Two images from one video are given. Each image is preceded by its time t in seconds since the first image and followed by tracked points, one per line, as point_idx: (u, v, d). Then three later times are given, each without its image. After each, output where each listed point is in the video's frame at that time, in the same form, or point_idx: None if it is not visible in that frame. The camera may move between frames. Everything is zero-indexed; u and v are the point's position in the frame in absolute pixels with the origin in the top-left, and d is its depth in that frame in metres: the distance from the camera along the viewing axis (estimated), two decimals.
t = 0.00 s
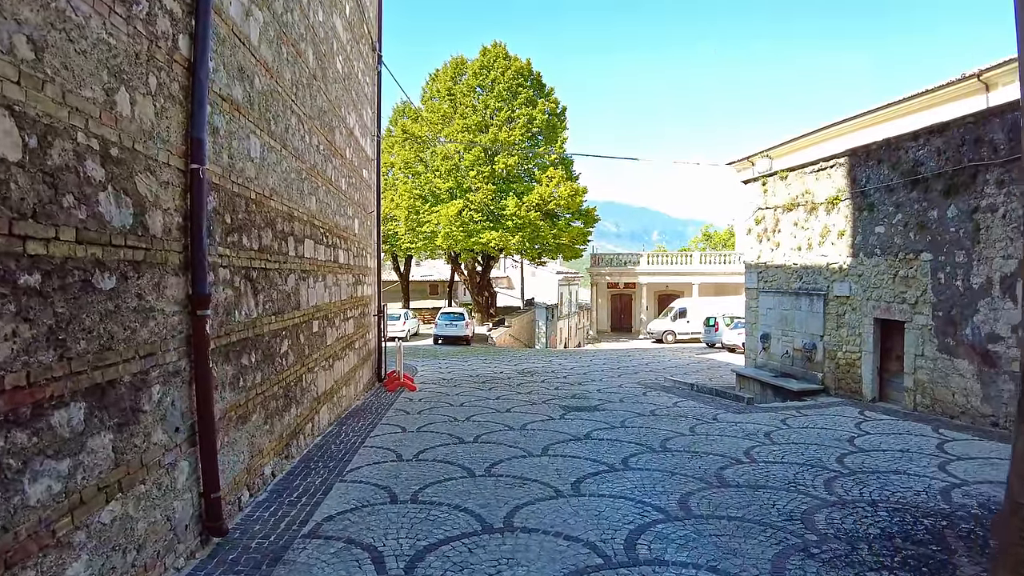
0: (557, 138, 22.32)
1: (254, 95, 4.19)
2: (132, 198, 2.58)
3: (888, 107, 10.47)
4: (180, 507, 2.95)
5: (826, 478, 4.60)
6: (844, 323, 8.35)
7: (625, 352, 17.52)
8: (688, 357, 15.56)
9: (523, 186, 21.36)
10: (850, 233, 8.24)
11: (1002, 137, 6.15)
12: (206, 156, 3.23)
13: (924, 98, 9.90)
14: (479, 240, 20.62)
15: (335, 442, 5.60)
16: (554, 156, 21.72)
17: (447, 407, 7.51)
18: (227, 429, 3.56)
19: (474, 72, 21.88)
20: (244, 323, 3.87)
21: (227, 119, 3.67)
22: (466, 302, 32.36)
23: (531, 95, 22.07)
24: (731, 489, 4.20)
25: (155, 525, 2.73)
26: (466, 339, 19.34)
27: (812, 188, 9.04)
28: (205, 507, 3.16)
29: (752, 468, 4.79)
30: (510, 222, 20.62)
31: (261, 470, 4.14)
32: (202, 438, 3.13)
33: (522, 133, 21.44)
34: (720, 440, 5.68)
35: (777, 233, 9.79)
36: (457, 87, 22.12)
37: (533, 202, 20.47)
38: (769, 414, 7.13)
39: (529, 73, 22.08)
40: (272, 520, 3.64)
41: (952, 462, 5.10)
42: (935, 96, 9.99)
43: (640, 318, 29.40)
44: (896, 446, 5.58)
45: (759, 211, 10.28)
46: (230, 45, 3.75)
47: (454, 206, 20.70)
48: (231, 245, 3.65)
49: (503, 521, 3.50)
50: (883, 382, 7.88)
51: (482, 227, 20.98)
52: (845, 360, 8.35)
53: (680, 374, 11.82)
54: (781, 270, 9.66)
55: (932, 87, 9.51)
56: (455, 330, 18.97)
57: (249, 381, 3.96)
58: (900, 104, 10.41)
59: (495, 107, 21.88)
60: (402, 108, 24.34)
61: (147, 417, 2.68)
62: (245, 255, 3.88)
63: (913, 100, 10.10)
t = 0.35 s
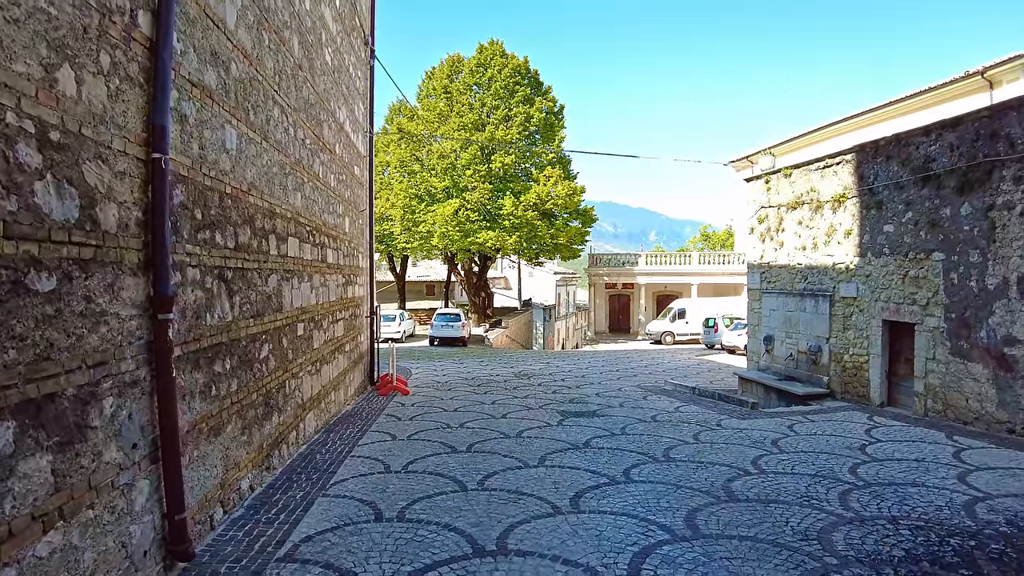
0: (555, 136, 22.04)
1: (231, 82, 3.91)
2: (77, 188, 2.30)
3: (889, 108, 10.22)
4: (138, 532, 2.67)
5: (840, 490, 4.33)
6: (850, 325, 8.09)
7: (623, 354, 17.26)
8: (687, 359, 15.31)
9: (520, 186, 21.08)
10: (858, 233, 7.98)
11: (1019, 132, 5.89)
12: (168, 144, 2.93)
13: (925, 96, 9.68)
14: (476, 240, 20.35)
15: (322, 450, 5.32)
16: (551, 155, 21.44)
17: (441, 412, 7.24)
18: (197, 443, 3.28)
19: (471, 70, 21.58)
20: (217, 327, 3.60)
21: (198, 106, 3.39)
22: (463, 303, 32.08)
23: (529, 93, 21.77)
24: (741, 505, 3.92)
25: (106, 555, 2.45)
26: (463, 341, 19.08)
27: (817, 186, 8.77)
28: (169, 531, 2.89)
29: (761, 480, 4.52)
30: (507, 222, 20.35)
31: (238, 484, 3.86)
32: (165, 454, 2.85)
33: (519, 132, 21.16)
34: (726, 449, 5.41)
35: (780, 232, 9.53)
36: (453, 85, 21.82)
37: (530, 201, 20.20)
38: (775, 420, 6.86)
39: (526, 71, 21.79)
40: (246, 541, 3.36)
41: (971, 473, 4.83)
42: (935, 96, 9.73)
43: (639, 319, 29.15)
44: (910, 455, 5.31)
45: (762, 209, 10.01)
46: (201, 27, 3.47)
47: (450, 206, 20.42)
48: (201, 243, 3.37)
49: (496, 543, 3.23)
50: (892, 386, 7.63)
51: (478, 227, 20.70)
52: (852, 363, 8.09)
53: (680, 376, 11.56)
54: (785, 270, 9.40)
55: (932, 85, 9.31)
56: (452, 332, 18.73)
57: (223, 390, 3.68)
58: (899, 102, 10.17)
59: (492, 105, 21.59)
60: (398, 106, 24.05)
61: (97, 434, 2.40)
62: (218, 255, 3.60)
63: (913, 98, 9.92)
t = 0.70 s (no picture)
0: (547, 135, 21.80)
1: (197, 69, 3.63)
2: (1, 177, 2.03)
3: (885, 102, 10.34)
4: (79, 561, 2.41)
5: (848, 502, 4.09)
6: (850, 326, 7.86)
7: (617, 355, 17.03)
8: (682, 360, 15.08)
9: (512, 185, 20.83)
10: (857, 231, 7.75)
11: None
12: (116, 131, 2.65)
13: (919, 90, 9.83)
14: (468, 240, 20.09)
15: (300, 460, 5.05)
16: (543, 154, 21.20)
17: (428, 417, 6.98)
18: (153, 459, 3.01)
19: (462, 68, 21.30)
20: (179, 331, 3.32)
21: (156, 93, 3.12)
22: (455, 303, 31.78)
23: (521, 91, 21.51)
24: (743, 520, 3.67)
25: None
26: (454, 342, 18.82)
27: (815, 184, 8.54)
28: (117, 557, 2.62)
29: (763, 491, 4.27)
30: (498, 221, 20.10)
31: (203, 501, 3.59)
32: (114, 473, 2.59)
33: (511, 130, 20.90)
34: (725, 457, 5.17)
35: (777, 231, 9.30)
36: (444, 82, 21.53)
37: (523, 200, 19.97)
38: (774, 425, 6.63)
39: (518, 68, 21.53)
40: (208, 564, 3.09)
41: (983, 482, 4.60)
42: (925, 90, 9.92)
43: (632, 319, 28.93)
44: (917, 463, 5.08)
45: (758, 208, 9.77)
46: (160, 6, 3.19)
47: (441, 205, 20.15)
48: (159, 241, 3.10)
49: (479, 566, 2.97)
50: (893, 389, 7.41)
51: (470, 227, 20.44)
52: (852, 366, 7.87)
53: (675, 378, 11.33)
54: (782, 270, 9.17)
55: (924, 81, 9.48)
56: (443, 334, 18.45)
57: (186, 399, 3.41)
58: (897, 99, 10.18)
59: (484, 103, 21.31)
60: (388, 104, 23.75)
61: (26, 453, 2.13)
62: (179, 254, 3.33)
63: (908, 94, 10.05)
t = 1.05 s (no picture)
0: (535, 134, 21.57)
1: (152, 52, 3.35)
2: None
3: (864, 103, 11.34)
4: None
5: (850, 515, 3.86)
6: (844, 327, 7.66)
7: (605, 356, 16.81)
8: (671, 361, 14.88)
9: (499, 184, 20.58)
10: (852, 230, 7.55)
11: None
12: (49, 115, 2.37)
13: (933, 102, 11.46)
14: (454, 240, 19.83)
15: (272, 470, 4.78)
16: (531, 153, 20.97)
17: (409, 422, 6.71)
18: (96, 478, 2.73)
19: (448, 66, 21.02)
20: (130, 336, 3.05)
21: (102, 75, 2.84)
22: (441, 304, 31.47)
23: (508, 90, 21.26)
24: (740, 535, 3.44)
25: None
26: (440, 343, 18.52)
27: (808, 181, 8.33)
28: None
29: (760, 503, 4.04)
30: (485, 221, 19.85)
31: (159, 520, 3.31)
32: (43, 496, 2.31)
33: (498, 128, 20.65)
34: (719, 465, 4.94)
35: (769, 230, 9.10)
36: (430, 80, 21.24)
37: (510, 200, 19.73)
38: (768, 430, 6.41)
39: (505, 67, 21.27)
40: None
41: (989, 491, 4.38)
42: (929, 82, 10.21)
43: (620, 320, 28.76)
44: (918, 471, 4.87)
45: (749, 206, 9.56)
46: None
47: (427, 204, 19.87)
48: (105, 237, 2.82)
49: None
50: (889, 391, 7.21)
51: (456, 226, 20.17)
52: (846, 368, 7.67)
53: (664, 380, 11.11)
54: (774, 270, 8.97)
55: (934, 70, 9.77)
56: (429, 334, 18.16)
57: (139, 410, 3.13)
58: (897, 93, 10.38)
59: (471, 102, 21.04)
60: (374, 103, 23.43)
61: None
62: (130, 252, 3.05)
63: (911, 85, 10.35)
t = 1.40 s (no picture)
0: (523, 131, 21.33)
1: (103, 29, 3.08)
2: None
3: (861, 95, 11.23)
4: None
5: (854, 527, 3.65)
6: (839, 328, 7.46)
7: (594, 357, 16.58)
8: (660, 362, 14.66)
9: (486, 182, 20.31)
10: (847, 228, 7.36)
11: None
12: None
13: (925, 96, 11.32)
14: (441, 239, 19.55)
15: (241, 480, 4.50)
16: (518, 151, 20.72)
17: (390, 427, 6.44)
18: (32, 497, 2.46)
19: (435, 62, 20.72)
20: (74, 339, 2.78)
21: (40, 51, 2.57)
22: (428, 304, 31.12)
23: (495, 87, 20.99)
24: (740, 552, 3.20)
25: None
26: (426, 343, 18.24)
27: (801, 178, 8.13)
28: None
29: (759, 514, 3.82)
30: (472, 219, 19.58)
31: (111, 539, 3.04)
32: None
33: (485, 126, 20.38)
34: (714, 473, 4.71)
35: (761, 228, 8.89)
36: (416, 77, 20.93)
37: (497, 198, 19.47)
38: (763, 435, 6.19)
39: (492, 63, 21.00)
40: None
41: (996, 499, 4.18)
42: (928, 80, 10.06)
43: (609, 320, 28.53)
44: (921, 478, 4.66)
45: (740, 204, 9.35)
46: None
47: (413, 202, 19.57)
48: (43, 231, 2.55)
49: None
50: (885, 394, 7.02)
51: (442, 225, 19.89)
52: (840, 369, 7.47)
53: (654, 382, 10.87)
54: (766, 269, 8.76)
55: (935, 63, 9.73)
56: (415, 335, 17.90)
57: (86, 420, 2.86)
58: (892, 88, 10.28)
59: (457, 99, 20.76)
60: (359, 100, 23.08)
61: None
62: (75, 246, 2.78)
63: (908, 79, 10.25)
